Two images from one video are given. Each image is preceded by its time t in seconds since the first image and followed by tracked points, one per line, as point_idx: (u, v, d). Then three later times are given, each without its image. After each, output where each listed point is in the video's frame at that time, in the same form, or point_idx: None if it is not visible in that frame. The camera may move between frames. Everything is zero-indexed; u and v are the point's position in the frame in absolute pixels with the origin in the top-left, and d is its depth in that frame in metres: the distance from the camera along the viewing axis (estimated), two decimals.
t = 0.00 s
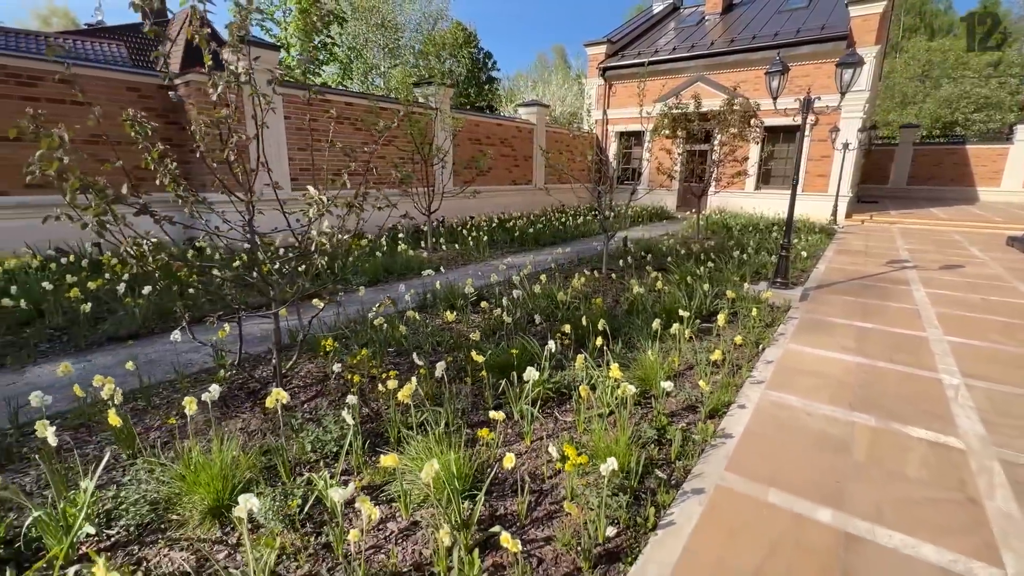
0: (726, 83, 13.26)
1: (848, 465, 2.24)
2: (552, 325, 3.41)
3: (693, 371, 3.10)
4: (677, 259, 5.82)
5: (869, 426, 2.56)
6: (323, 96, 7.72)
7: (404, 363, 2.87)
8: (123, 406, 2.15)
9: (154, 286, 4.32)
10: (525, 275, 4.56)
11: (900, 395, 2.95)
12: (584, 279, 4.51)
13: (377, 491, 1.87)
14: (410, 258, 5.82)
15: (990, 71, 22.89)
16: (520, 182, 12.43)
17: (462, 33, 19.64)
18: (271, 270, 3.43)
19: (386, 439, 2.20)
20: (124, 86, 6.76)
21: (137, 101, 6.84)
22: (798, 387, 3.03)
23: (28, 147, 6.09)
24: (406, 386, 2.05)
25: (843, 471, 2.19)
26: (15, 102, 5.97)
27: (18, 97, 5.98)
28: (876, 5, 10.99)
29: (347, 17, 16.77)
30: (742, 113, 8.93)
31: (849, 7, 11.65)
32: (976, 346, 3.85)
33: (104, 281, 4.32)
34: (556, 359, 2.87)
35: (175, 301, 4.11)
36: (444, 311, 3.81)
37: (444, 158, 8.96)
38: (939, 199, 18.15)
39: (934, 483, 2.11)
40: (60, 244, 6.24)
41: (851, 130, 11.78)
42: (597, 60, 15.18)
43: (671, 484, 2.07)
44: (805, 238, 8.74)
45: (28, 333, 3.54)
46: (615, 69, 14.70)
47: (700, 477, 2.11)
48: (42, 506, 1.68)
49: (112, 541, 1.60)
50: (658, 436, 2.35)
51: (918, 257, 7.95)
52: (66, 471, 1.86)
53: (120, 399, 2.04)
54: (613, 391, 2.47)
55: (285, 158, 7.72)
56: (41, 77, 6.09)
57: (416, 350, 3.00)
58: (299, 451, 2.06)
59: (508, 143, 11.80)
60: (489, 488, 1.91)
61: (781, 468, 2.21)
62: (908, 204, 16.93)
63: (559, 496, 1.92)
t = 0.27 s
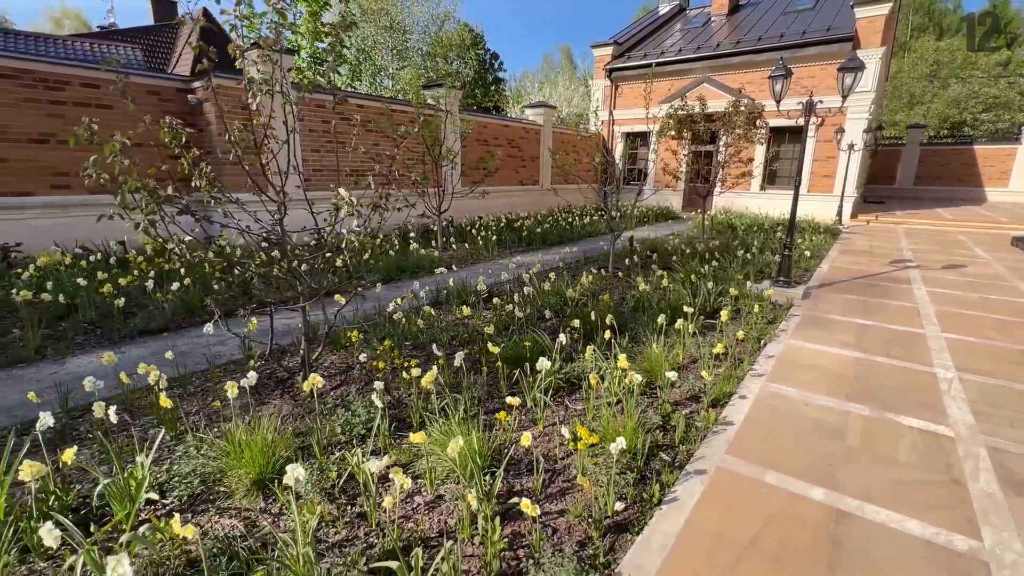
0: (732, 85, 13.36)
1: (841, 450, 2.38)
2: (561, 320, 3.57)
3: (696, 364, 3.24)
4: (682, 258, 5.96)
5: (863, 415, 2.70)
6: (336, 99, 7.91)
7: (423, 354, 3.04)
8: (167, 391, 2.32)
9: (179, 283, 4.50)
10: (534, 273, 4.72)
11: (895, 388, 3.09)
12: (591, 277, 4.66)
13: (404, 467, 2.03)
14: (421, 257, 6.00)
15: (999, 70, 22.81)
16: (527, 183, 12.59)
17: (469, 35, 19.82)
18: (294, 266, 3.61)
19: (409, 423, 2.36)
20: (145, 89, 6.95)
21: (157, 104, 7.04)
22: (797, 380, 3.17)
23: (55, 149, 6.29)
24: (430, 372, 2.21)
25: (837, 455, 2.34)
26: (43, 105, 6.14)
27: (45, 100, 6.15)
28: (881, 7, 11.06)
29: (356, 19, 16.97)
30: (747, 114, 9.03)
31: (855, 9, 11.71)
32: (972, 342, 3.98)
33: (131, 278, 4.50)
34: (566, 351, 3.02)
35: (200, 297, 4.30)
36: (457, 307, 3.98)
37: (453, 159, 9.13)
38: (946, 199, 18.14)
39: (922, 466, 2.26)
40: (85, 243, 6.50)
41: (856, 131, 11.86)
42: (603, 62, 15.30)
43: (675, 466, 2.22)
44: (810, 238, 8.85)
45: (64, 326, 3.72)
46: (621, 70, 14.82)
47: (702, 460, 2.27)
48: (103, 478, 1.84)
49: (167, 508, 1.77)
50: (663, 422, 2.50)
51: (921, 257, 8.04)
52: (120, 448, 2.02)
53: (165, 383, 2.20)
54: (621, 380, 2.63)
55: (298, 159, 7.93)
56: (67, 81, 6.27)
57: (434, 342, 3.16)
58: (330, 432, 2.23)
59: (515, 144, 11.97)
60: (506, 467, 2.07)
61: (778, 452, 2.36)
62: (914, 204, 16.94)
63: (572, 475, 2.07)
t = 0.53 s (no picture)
0: (738, 87, 13.46)
1: (841, 442, 2.52)
2: (573, 319, 3.72)
3: (703, 360, 3.39)
4: (689, 259, 6.10)
5: (862, 411, 2.85)
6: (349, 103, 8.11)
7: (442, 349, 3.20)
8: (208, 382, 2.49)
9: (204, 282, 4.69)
10: (545, 274, 4.88)
11: (894, 385, 3.22)
12: (601, 277, 4.82)
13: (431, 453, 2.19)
14: (433, 257, 6.18)
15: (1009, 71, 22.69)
16: (535, 184, 12.75)
17: (477, 37, 20.00)
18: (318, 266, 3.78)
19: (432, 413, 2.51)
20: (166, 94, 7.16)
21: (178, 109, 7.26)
22: (799, 377, 3.32)
23: (81, 152, 6.50)
24: (453, 366, 2.37)
25: (836, 447, 2.48)
26: (70, 110, 6.36)
27: (72, 106, 6.36)
28: (888, 9, 11.08)
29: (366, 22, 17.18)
30: (753, 117, 9.13)
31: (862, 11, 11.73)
32: (971, 342, 4.11)
33: (159, 277, 4.70)
34: (578, 348, 3.17)
35: (225, 296, 4.48)
36: (472, 306, 4.14)
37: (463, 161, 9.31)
38: (954, 200, 18.12)
39: (916, 458, 2.40)
40: (111, 244, 6.75)
41: (862, 133, 11.92)
42: (610, 64, 15.42)
43: (683, 455, 2.37)
44: (815, 240, 8.95)
45: (99, 323, 3.91)
46: (628, 73, 14.95)
47: (708, 450, 2.42)
48: (158, 461, 2.01)
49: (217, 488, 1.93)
50: (671, 415, 2.66)
51: (926, 259, 8.12)
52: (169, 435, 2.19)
53: (207, 375, 2.37)
54: (631, 375, 2.78)
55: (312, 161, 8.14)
56: (92, 87, 6.48)
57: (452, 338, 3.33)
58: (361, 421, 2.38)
59: (523, 146, 12.13)
60: (526, 452, 2.23)
61: (780, 443, 2.51)
62: (922, 205, 16.94)
63: (585, 462, 2.22)
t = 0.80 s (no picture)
0: (747, 88, 13.54)
1: (847, 431, 2.66)
2: (589, 315, 3.87)
3: (715, 354, 3.53)
4: (699, 259, 6.23)
5: (868, 402, 2.98)
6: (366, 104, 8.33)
7: (464, 340, 3.36)
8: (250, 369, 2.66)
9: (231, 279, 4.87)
10: (560, 272, 5.03)
11: (900, 379, 3.35)
12: (614, 276, 4.96)
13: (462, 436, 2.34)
14: (447, 256, 6.35)
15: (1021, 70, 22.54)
16: (544, 185, 12.89)
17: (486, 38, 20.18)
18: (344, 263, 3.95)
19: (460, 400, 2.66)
20: (189, 97, 7.38)
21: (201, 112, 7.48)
22: (808, 370, 3.45)
23: (109, 154, 6.73)
24: (482, 355, 2.52)
25: (842, 435, 2.62)
26: (99, 114, 6.58)
27: (100, 109, 6.58)
28: (898, 10, 11.11)
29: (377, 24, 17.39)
30: (762, 118, 9.23)
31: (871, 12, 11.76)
32: (975, 338, 4.22)
33: (188, 274, 4.89)
34: (595, 342, 3.32)
35: (251, 292, 4.66)
36: (490, 302, 4.31)
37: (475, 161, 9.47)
38: (964, 200, 18.08)
39: (919, 445, 2.53)
40: (141, 241, 7.01)
41: (871, 133, 11.97)
42: (619, 65, 15.53)
43: (698, 441, 2.51)
44: (824, 240, 9.04)
45: (136, 317, 4.11)
46: (636, 74, 15.06)
47: (721, 436, 2.56)
48: (211, 440, 2.17)
49: (268, 464, 2.09)
50: (686, 404, 2.80)
51: (934, 259, 8.20)
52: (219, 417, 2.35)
53: (251, 363, 2.53)
54: (647, 366, 2.92)
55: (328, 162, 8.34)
56: (120, 91, 6.70)
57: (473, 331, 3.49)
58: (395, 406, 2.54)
59: (533, 146, 12.28)
60: (552, 435, 2.37)
61: (789, 431, 2.65)
62: (931, 205, 16.94)
63: (606, 446, 2.37)
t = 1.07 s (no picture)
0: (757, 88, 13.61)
1: (858, 416, 2.80)
2: (608, 308, 4.02)
3: (730, 345, 3.67)
4: (711, 256, 6.37)
5: (878, 390, 3.12)
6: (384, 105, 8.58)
7: (492, 327, 3.54)
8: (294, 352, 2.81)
9: (261, 275, 5.08)
10: (577, 268, 5.19)
11: (909, 369, 3.49)
12: (629, 272, 5.11)
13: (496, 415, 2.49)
14: (463, 253, 6.55)
15: None
16: (555, 184, 13.04)
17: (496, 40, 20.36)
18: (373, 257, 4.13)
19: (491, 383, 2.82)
20: (214, 99, 7.61)
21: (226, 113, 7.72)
22: (820, 361, 3.60)
23: (138, 154, 6.97)
24: (513, 340, 2.69)
25: (853, 419, 2.77)
26: (130, 115, 6.82)
27: (131, 111, 6.83)
28: (909, 10, 11.16)
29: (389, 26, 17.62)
30: (772, 118, 9.32)
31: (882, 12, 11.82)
32: (984, 332, 4.34)
33: (221, 270, 5.10)
34: (615, 332, 3.47)
35: (281, 286, 4.85)
36: (511, 296, 4.48)
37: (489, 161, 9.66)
38: (976, 200, 18.01)
39: (927, 429, 2.67)
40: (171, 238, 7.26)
41: (882, 133, 12.02)
42: (629, 65, 15.64)
43: (717, 423, 2.66)
44: (834, 238, 9.13)
45: (175, 309, 4.31)
46: (646, 74, 15.17)
47: (739, 419, 2.72)
48: (266, 416, 2.34)
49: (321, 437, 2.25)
50: (704, 389, 2.95)
51: (944, 257, 8.27)
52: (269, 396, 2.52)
53: (296, 347, 2.70)
54: (667, 354, 3.07)
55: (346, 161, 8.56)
56: (149, 93, 6.94)
57: (498, 319, 3.66)
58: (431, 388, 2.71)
59: (544, 146, 12.44)
60: (581, 415, 2.52)
61: (803, 416, 2.80)
62: (942, 205, 16.92)
63: (631, 426, 2.52)
